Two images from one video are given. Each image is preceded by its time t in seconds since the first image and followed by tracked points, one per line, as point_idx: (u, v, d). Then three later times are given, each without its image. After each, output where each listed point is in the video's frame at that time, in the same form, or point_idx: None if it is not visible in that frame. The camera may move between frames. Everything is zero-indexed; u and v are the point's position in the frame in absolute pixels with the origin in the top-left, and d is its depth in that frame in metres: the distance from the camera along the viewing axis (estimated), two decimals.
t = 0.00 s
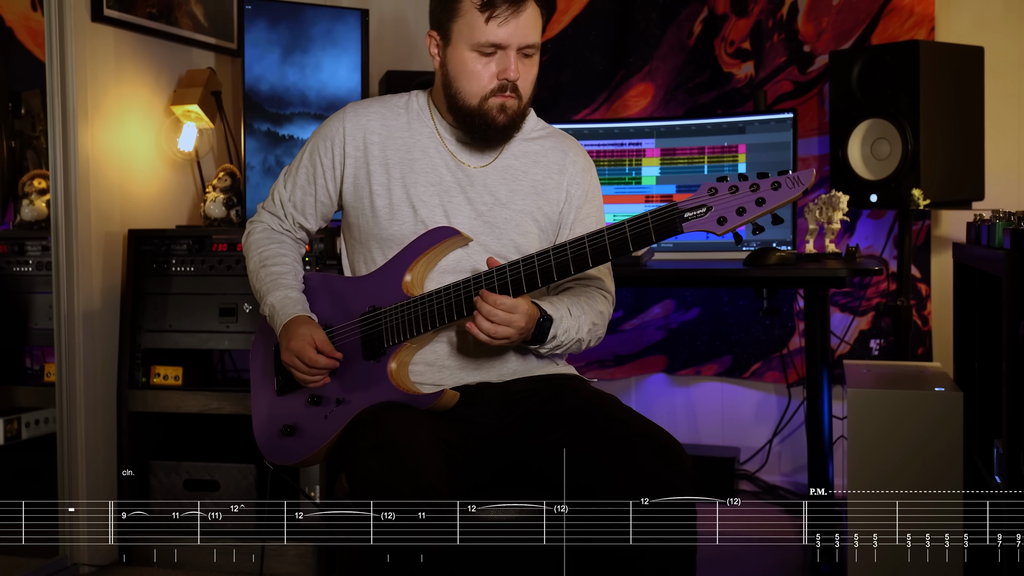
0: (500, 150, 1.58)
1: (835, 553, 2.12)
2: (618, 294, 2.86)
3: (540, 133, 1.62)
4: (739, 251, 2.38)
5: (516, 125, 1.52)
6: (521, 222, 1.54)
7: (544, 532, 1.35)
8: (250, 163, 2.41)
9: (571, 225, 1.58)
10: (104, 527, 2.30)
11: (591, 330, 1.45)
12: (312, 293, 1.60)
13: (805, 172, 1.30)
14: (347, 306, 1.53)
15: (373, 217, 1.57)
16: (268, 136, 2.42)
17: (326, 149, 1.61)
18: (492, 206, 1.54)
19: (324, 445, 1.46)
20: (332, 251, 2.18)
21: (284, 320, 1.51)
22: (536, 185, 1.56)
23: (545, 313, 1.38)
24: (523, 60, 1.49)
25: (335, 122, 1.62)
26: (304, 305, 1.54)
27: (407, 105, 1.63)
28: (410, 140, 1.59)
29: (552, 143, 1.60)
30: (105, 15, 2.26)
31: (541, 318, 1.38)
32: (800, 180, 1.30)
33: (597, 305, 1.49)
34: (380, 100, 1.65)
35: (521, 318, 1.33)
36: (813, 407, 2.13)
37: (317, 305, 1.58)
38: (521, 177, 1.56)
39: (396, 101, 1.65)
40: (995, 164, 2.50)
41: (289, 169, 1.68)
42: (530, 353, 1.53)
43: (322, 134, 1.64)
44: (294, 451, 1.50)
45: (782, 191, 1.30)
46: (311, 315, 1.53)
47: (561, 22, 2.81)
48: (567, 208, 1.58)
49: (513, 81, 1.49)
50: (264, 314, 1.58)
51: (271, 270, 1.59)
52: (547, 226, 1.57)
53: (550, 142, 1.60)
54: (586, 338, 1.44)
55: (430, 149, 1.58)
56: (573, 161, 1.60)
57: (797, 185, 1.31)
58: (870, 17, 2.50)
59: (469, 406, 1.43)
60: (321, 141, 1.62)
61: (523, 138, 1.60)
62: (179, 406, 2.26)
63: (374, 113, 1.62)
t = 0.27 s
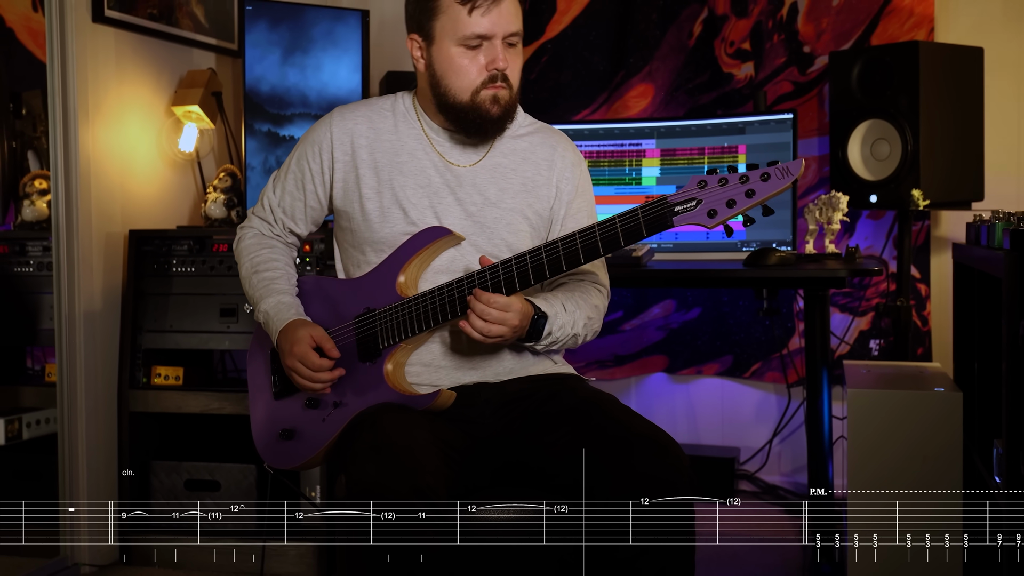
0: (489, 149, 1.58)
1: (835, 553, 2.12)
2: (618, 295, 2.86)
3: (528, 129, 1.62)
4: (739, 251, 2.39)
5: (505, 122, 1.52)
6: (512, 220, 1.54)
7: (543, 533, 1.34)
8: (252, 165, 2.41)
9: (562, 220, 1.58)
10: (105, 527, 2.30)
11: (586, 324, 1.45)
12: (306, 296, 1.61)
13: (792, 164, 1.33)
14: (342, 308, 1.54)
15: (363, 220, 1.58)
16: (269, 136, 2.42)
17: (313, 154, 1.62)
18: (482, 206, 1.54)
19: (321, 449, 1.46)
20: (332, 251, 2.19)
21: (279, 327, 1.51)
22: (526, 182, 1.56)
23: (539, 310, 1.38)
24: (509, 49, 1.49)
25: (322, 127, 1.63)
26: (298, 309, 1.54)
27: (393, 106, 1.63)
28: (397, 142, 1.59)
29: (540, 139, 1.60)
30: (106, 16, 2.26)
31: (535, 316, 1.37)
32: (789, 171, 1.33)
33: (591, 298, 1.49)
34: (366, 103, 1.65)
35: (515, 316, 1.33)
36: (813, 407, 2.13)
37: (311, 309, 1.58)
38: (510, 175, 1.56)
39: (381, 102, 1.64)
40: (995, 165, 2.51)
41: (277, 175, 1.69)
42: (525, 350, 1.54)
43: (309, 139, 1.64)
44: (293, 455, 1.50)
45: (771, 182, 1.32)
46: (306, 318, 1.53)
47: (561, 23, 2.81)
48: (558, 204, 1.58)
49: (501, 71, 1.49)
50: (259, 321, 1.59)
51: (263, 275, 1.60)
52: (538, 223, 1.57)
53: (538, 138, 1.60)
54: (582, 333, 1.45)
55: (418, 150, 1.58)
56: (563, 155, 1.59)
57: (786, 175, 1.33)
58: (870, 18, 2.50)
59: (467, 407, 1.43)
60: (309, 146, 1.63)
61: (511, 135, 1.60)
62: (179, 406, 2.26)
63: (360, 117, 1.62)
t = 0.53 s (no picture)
0: (479, 149, 1.58)
1: (835, 553, 2.12)
2: (618, 295, 2.87)
3: (519, 127, 1.61)
4: (739, 251, 2.39)
5: (493, 123, 1.52)
6: (504, 221, 1.54)
7: (544, 533, 1.34)
8: (251, 164, 2.43)
9: (556, 218, 1.58)
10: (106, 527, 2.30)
11: (582, 322, 1.45)
12: (301, 298, 1.61)
13: (783, 154, 1.32)
14: (338, 310, 1.54)
15: (355, 224, 1.58)
16: (269, 137, 2.43)
17: (303, 159, 1.63)
18: (474, 207, 1.54)
19: (320, 451, 1.46)
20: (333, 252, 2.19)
21: (277, 333, 1.51)
22: (518, 182, 1.56)
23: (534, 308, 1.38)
24: (495, 54, 1.49)
25: (311, 132, 1.64)
26: (294, 315, 1.54)
27: (382, 108, 1.63)
28: (387, 146, 1.59)
29: (531, 137, 1.60)
30: (106, 17, 2.26)
31: (530, 314, 1.38)
32: (779, 162, 1.32)
33: (587, 295, 1.49)
34: (354, 106, 1.66)
35: (508, 315, 1.33)
36: (813, 407, 2.13)
37: (306, 312, 1.59)
38: (502, 175, 1.56)
39: (370, 104, 1.64)
40: (994, 165, 2.51)
41: (268, 180, 1.70)
42: (522, 349, 1.54)
43: (299, 144, 1.65)
44: (293, 458, 1.50)
45: (761, 174, 1.32)
46: (303, 324, 1.53)
47: (561, 24, 2.81)
48: (551, 202, 1.58)
49: (487, 76, 1.49)
50: (255, 326, 1.59)
51: (257, 281, 1.61)
52: (532, 222, 1.57)
53: (529, 136, 1.60)
54: (577, 330, 1.45)
55: (408, 153, 1.58)
56: (555, 153, 1.59)
57: (776, 166, 1.32)
58: (869, 19, 2.51)
59: (465, 407, 1.44)
60: (298, 151, 1.64)
61: (502, 134, 1.59)
62: (180, 406, 2.27)
63: (349, 120, 1.62)
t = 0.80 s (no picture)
0: (477, 150, 1.58)
1: (834, 553, 2.12)
2: (618, 295, 2.87)
3: (516, 126, 1.61)
4: (738, 252, 2.39)
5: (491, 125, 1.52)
6: (502, 223, 1.55)
7: (543, 533, 1.34)
8: (252, 165, 2.44)
9: (553, 219, 1.58)
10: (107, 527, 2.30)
11: (580, 322, 1.46)
12: (299, 297, 1.61)
13: (779, 153, 1.32)
14: (336, 311, 1.54)
15: (352, 227, 1.59)
16: (269, 138, 2.44)
17: (300, 161, 1.64)
18: (471, 209, 1.55)
19: (321, 452, 1.47)
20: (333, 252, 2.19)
21: (275, 335, 1.51)
22: (515, 184, 1.56)
23: (530, 309, 1.39)
24: (492, 53, 1.50)
25: (307, 133, 1.64)
26: (291, 315, 1.54)
27: (379, 110, 1.64)
28: (383, 148, 1.59)
29: (528, 137, 1.60)
30: (107, 17, 2.27)
31: (526, 314, 1.38)
32: (774, 162, 1.32)
33: (585, 295, 1.49)
34: (351, 107, 1.66)
35: (504, 317, 1.33)
36: (813, 408, 2.14)
37: (305, 312, 1.58)
38: (499, 176, 1.56)
39: (367, 105, 1.65)
40: (994, 166, 2.51)
41: (265, 180, 1.71)
42: (520, 350, 1.54)
43: (296, 146, 1.66)
44: (294, 459, 1.50)
45: (756, 174, 1.32)
46: (300, 325, 1.53)
47: (561, 24, 2.81)
48: (548, 202, 1.58)
49: (485, 76, 1.49)
50: (253, 327, 1.60)
51: (254, 282, 1.61)
52: (529, 223, 1.57)
53: (527, 136, 1.59)
54: (575, 331, 1.45)
55: (405, 155, 1.58)
56: (552, 153, 1.59)
57: (772, 166, 1.32)
58: (869, 20, 2.51)
59: (463, 408, 1.45)
60: (295, 153, 1.64)
61: (499, 135, 1.59)
62: (181, 406, 2.27)
63: (345, 121, 1.63)
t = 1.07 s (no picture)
0: (483, 152, 1.58)
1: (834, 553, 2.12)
2: (618, 296, 2.87)
3: (523, 129, 1.62)
4: (738, 252, 2.40)
5: (500, 127, 1.53)
6: (506, 225, 1.55)
7: (544, 533, 1.34)
8: (252, 165, 2.44)
9: (557, 223, 1.58)
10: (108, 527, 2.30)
11: (580, 326, 1.46)
12: (300, 297, 1.63)
13: (783, 159, 1.32)
14: (339, 310, 1.55)
15: (356, 226, 1.59)
16: (270, 138, 2.44)
17: (305, 159, 1.64)
18: (475, 211, 1.55)
19: (323, 451, 1.47)
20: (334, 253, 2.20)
21: (275, 333, 1.51)
22: (520, 187, 1.56)
23: (532, 313, 1.40)
24: (502, 52, 1.50)
25: (314, 131, 1.65)
26: (291, 313, 1.55)
27: (385, 109, 1.64)
28: (389, 148, 1.60)
29: (534, 140, 1.60)
30: (108, 18, 2.27)
31: (527, 318, 1.38)
32: (779, 167, 1.32)
33: (585, 300, 1.50)
34: (358, 106, 1.66)
35: (505, 318, 1.33)
36: (812, 408, 2.14)
37: (305, 311, 1.60)
38: (504, 179, 1.57)
39: (374, 104, 1.65)
40: (994, 166, 2.51)
41: (270, 177, 1.71)
42: (520, 352, 1.55)
43: (302, 144, 1.66)
44: (295, 457, 1.51)
45: (761, 179, 1.33)
46: (299, 322, 1.53)
47: (561, 25, 2.82)
48: (553, 206, 1.58)
49: (495, 75, 1.49)
50: (254, 325, 1.60)
51: (256, 280, 1.61)
52: (533, 226, 1.57)
53: (533, 139, 1.60)
54: (575, 335, 1.46)
55: (410, 156, 1.58)
56: (558, 156, 1.60)
57: (776, 171, 1.32)
58: (869, 20, 2.51)
59: (465, 408, 1.45)
60: (301, 150, 1.65)
61: (506, 137, 1.60)
62: (182, 406, 2.27)
63: (352, 120, 1.63)
